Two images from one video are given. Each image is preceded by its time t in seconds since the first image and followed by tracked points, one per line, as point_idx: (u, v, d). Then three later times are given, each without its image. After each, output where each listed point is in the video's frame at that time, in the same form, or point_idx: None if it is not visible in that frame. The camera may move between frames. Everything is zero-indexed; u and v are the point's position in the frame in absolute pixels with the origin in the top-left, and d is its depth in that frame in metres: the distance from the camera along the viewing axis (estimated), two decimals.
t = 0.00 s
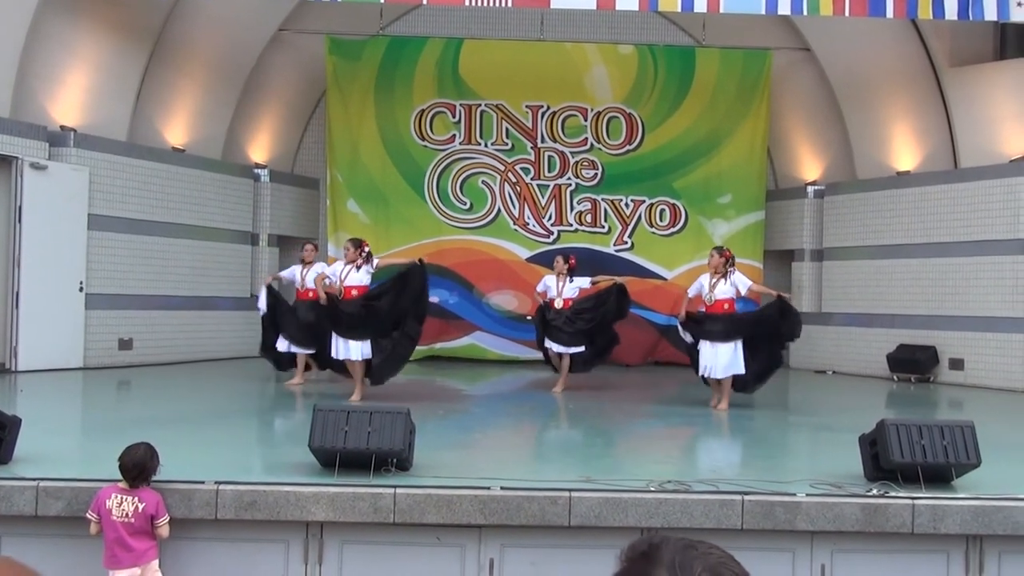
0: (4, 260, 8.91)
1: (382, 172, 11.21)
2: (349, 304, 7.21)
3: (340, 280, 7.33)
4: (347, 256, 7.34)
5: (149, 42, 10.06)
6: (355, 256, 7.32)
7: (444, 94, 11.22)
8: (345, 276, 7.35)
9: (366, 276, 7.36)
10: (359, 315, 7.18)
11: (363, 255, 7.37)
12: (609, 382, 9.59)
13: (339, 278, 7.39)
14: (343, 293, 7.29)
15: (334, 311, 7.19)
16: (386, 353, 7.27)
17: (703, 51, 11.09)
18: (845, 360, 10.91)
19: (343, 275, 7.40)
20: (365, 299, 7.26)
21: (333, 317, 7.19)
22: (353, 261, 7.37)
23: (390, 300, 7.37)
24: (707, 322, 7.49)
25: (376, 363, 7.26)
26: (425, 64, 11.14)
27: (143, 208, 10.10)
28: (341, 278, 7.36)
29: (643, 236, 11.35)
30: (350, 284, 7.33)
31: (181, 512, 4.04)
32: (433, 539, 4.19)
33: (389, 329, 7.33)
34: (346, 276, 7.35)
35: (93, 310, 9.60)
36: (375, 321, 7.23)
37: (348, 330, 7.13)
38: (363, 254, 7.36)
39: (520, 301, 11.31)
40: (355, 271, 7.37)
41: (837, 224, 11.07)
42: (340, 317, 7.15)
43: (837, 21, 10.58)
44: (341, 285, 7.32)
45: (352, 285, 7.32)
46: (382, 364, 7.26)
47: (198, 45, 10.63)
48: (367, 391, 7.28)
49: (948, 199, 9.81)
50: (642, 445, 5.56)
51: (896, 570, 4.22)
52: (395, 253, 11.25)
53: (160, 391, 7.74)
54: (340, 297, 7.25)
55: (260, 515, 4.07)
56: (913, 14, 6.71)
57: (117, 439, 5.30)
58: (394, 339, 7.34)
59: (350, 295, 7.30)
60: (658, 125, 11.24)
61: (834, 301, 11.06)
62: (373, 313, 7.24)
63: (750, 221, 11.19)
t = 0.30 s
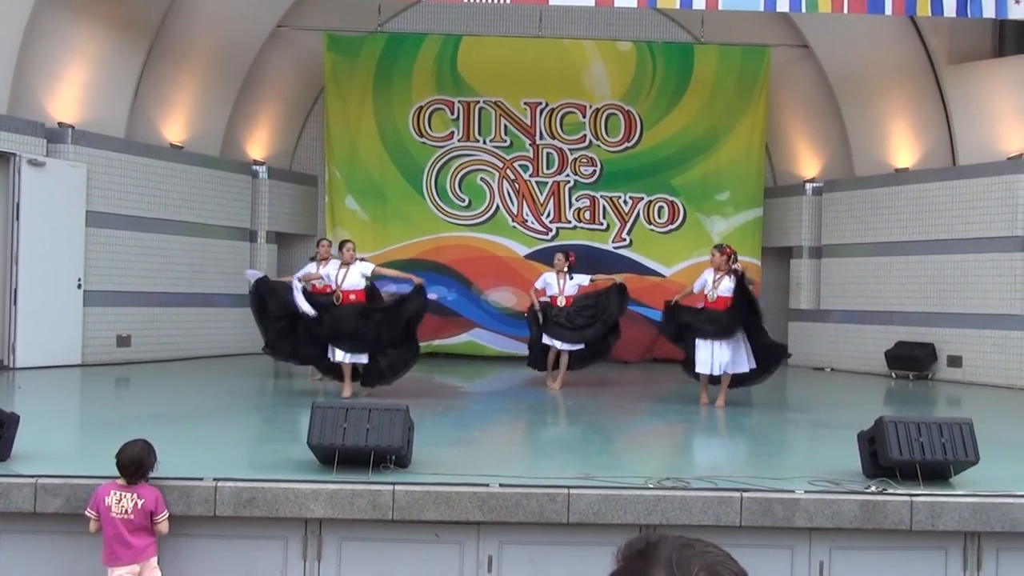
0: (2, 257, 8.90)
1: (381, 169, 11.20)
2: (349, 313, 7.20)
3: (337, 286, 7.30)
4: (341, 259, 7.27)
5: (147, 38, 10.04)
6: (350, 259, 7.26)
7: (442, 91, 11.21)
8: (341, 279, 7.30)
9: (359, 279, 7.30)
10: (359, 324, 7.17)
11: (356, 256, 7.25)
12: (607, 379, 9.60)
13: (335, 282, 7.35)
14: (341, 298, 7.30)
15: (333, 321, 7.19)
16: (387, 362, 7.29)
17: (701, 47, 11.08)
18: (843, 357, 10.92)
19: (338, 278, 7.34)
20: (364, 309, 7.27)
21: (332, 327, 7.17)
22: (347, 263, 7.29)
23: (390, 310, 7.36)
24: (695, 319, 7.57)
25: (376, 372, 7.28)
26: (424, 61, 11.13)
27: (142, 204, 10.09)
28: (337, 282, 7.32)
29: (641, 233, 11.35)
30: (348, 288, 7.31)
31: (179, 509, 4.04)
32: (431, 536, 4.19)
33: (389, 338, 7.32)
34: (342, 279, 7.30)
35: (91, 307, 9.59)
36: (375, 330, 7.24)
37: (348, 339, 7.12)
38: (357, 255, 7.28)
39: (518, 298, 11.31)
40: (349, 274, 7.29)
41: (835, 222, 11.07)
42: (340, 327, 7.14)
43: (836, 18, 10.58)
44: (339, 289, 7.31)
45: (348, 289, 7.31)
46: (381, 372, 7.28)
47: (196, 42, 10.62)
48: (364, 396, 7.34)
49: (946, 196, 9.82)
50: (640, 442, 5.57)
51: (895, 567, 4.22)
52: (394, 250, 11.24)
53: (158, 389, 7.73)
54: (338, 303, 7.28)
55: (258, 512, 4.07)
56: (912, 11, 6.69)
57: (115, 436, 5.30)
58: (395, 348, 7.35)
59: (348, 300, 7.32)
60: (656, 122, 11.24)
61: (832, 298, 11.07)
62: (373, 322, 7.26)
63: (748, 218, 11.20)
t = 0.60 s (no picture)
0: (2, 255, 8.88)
1: (380, 168, 11.19)
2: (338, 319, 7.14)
3: (328, 283, 7.22)
4: (331, 255, 7.19)
5: (147, 36, 10.04)
6: (341, 256, 7.19)
7: (442, 90, 11.21)
8: (331, 276, 7.22)
9: (348, 276, 7.25)
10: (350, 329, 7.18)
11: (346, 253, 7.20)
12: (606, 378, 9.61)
13: (324, 278, 7.24)
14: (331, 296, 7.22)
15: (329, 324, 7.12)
16: (373, 362, 7.42)
17: (700, 47, 11.09)
18: (842, 357, 10.93)
19: (328, 274, 7.25)
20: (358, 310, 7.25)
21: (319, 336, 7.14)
22: (336, 261, 7.22)
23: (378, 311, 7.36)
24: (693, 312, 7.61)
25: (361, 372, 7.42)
26: (423, 60, 11.13)
27: (141, 204, 10.09)
28: (325, 279, 7.23)
29: (640, 233, 11.35)
30: (337, 285, 7.25)
31: (179, 508, 4.05)
32: (431, 535, 4.19)
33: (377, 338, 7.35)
34: (332, 276, 7.22)
35: (90, 306, 9.59)
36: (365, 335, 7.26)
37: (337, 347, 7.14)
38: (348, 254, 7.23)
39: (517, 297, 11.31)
40: (339, 270, 7.23)
41: (834, 221, 11.08)
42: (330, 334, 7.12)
43: (835, 18, 10.59)
44: (328, 285, 7.23)
45: (339, 286, 7.24)
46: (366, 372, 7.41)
47: (195, 41, 10.61)
48: (344, 394, 7.52)
49: (945, 196, 9.82)
50: (639, 441, 5.57)
51: (894, 566, 4.23)
52: (393, 249, 11.24)
53: (157, 387, 7.73)
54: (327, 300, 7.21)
55: (258, 511, 4.07)
56: (912, 12, 6.69)
57: (114, 435, 5.30)
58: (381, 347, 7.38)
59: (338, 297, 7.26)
60: (656, 122, 11.24)
61: (831, 298, 11.07)
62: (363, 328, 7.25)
63: (747, 217, 11.21)
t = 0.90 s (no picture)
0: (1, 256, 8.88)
1: (379, 167, 11.19)
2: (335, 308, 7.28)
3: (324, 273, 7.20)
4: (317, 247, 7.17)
5: (146, 36, 10.04)
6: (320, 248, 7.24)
7: (441, 90, 11.20)
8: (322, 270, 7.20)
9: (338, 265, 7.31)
10: (344, 316, 7.36)
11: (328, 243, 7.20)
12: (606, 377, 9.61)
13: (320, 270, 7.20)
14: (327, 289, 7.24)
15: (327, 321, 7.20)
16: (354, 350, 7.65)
17: (699, 46, 11.09)
18: (841, 355, 10.93)
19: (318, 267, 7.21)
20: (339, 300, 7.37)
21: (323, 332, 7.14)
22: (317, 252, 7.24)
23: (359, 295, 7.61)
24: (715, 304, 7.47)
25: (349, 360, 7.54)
26: (422, 59, 11.13)
27: (140, 204, 10.09)
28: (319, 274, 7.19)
29: (640, 232, 11.36)
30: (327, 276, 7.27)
31: (179, 508, 4.05)
32: (431, 534, 4.20)
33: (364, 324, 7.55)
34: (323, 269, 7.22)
35: (89, 306, 9.58)
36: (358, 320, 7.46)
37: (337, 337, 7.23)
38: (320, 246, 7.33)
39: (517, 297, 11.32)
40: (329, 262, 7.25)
41: (833, 220, 11.09)
42: (332, 325, 7.22)
43: (834, 17, 10.59)
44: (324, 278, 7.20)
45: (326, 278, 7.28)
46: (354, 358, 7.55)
47: (194, 41, 10.61)
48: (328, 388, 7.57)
49: (944, 195, 9.83)
50: (639, 440, 5.58)
51: (893, 565, 4.23)
52: (392, 248, 11.24)
53: (156, 388, 7.72)
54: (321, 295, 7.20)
55: (258, 511, 4.08)
56: (911, 10, 6.68)
57: (114, 435, 5.30)
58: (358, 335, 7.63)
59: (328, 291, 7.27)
60: (655, 121, 11.24)
61: (830, 297, 11.08)
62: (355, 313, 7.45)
63: (746, 216, 11.21)
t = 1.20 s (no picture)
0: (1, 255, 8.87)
1: (379, 167, 11.18)
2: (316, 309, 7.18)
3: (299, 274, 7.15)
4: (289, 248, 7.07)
5: (145, 35, 10.04)
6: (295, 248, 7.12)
7: (440, 89, 11.20)
8: (298, 269, 7.16)
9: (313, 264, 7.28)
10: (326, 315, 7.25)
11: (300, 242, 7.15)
12: (605, 377, 9.62)
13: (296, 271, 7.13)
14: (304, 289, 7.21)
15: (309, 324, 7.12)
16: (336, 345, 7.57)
17: (699, 45, 11.09)
18: (841, 355, 10.93)
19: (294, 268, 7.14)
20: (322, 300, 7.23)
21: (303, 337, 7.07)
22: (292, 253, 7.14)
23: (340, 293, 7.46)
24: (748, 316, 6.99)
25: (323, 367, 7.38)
26: (422, 58, 11.13)
27: (140, 204, 10.09)
28: (295, 274, 7.14)
29: (640, 231, 11.35)
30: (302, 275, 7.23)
31: (179, 508, 4.05)
32: (431, 534, 4.19)
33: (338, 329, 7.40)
34: (299, 268, 7.17)
35: (89, 306, 9.58)
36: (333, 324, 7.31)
37: (318, 338, 7.15)
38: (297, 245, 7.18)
39: (517, 296, 11.32)
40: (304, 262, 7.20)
41: (833, 219, 11.09)
42: (312, 327, 7.13)
43: (833, 16, 10.59)
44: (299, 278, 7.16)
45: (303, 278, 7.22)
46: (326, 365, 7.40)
47: (194, 41, 10.61)
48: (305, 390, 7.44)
49: (944, 195, 9.83)
50: (640, 439, 5.58)
51: (893, 563, 4.23)
52: (392, 248, 11.24)
53: (156, 387, 7.73)
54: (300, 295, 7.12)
55: (258, 511, 4.08)
56: (911, 9, 6.67)
57: (114, 435, 5.31)
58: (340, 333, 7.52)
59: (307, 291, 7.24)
60: (655, 120, 11.25)
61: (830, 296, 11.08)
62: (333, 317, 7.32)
63: (746, 216, 11.21)
